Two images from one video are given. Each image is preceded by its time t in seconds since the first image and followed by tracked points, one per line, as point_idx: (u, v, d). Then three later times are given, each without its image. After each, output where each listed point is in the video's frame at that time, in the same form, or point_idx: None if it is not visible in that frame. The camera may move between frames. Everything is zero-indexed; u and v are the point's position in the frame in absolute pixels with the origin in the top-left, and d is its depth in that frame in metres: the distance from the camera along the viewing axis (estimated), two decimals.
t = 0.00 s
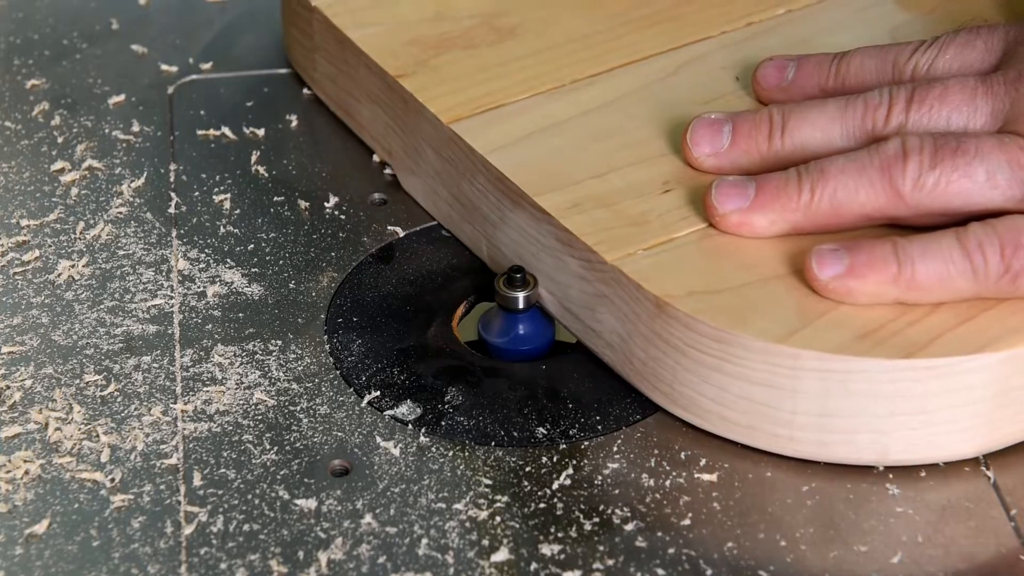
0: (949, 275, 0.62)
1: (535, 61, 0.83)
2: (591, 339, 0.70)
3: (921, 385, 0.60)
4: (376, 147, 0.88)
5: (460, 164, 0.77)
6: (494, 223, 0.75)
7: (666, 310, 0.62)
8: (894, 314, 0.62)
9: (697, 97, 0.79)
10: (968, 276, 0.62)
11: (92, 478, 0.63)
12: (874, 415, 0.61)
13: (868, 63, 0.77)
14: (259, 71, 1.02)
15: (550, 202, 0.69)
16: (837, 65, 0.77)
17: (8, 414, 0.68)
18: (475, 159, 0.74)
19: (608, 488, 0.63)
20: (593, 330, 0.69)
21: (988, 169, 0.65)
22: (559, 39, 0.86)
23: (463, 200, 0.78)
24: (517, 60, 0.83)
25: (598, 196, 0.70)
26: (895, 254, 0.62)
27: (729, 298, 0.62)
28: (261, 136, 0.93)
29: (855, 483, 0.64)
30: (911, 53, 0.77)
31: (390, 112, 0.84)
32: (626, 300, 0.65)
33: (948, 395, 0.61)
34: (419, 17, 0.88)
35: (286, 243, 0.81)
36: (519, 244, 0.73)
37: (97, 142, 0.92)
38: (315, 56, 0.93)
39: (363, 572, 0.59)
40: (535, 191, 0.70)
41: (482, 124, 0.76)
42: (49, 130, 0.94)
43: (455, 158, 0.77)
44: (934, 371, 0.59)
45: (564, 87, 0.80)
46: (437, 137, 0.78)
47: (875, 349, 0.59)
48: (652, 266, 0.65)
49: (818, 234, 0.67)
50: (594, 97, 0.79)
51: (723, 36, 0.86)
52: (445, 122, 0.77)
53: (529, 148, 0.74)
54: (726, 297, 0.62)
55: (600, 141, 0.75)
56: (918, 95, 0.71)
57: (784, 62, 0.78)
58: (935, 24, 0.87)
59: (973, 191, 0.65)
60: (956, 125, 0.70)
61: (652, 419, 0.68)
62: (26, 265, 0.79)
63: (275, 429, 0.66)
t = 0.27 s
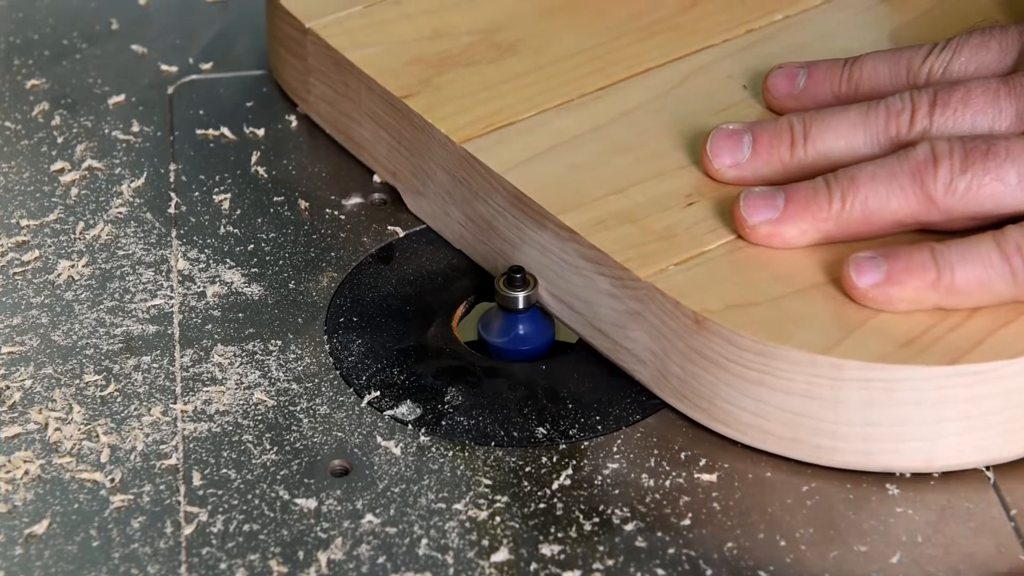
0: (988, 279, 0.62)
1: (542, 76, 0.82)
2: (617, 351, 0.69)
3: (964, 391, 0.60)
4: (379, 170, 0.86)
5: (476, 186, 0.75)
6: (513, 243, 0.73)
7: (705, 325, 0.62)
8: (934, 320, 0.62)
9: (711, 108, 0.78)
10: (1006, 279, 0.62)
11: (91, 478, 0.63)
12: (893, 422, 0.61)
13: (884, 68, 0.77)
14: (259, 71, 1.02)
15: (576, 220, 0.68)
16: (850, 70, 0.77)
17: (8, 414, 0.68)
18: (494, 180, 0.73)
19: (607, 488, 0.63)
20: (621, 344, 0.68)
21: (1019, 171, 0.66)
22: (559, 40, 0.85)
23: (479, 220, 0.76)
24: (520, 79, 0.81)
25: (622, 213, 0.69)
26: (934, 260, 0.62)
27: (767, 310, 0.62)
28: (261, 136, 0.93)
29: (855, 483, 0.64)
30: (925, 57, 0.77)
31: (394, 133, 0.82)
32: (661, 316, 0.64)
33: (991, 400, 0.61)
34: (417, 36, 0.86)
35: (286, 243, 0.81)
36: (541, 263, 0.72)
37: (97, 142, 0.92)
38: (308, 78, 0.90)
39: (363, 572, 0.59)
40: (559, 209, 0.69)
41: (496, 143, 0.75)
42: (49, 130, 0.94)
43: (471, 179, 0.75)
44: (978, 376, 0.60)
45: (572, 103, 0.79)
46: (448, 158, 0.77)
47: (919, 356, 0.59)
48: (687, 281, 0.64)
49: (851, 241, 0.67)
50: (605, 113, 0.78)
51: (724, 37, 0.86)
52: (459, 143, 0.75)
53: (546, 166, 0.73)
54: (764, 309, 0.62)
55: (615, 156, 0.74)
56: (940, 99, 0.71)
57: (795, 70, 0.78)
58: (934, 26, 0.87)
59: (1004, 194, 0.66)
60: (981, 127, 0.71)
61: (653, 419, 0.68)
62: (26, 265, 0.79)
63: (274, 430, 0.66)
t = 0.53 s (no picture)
0: None
1: (550, 88, 0.80)
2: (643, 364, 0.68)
3: (1005, 394, 0.60)
4: (386, 188, 0.84)
5: (493, 203, 0.73)
6: (533, 258, 0.72)
7: (742, 336, 0.61)
8: (970, 323, 0.62)
9: (723, 114, 0.78)
10: None
11: (92, 478, 0.63)
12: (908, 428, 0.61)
13: (897, 70, 0.77)
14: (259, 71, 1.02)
15: (602, 234, 0.67)
16: (864, 73, 0.77)
17: (8, 414, 0.68)
18: (513, 196, 0.71)
19: (608, 488, 0.63)
20: (650, 356, 0.67)
21: None
22: (560, 43, 0.85)
23: (495, 236, 0.74)
24: (528, 94, 0.80)
25: (647, 225, 0.68)
26: (970, 263, 0.62)
27: (803, 320, 0.61)
28: (261, 136, 0.93)
29: (856, 483, 0.64)
30: (938, 59, 0.77)
31: (402, 150, 0.80)
32: (694, 330, 0.63)
33: None
34: (418, 51, 0.85)
35: (287, 243, 0.81)
36: (563, 278, 0.70)
37: (97, 142, 0.92)
38: (306, 97, 0.88)
39: (363, 572, 0.59)
40: (584, 223, 0.68)
41: (512, 159, 0.73)
42: (50, 130, 0.94)
43: (488, 196, 0.73)
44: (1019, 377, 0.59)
45: (583, 115, 0.78)
46: (462, 175, 0.75)
47: (959, 360, 0.59)
48: (720, 292, 0.63)
49: (881, 246, 0.67)
50: (617, 124, 0.77)
51: (724, 39, 0.86)
52: (473, 159, 0.73)
53: (565, 178, 0.72)
54: (800, 319, 0.61)
55: (632, 167, 0.73)
56: (960, 102, 0.71)
57: (806, 76, 0.78)
58: (934, 29, 0.87)
59: None
60: (1003, 128, 0.71)
61: (653, 419, 0.68)
62: (26, 265, 0.79)
63: (275, 430, 0.66)
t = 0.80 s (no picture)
0: None
1: (560, 99, 0.80)
2: (668, 373, 0.68)
3: None
4: (395, 204, 0.83)
5: (511, 217, 0.72)
6: (552, 271, 0.71)
7: (775, 345, 0.61)
8: (1004, 325, 0.62)
9: (734, 122, 0.77)
10: None
11: (92, 478, 0.63)
12: (917, 430, 0.61)
13: (911, 73, 0.77)
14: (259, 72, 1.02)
15: (627, 245, 0.67)
16: (877, 77, 0.76)
17: (8, 414, 0.68)
18: (532, 209, 0.70)
19: (608, 488, 0.63)
20: (677, 366, 0.67)
21: None
22: (562, 44, 0.85)
23: (512, 249, 0.74)
24: (538, 107, 0.79)
25: (671, 234, 0.68)
26: (1002, 265, 0.62)
27: (836, 327, 0.61)
28: (261, 136, 0.93)
29: (856, 483, 0.64)
30: (953, 62, 0.77)
31: (412, 164, 0.79)
32: (727, 340, 0.63)
33: None
34: (422, 65, 0.84)
35: (287, 243, 0.81)
36: (584, 290, 0.70)
37: (97, 142, 0.92)
38: (308, 112, 0.87)
39: (363, 573, 0.59)
40: (607, 235, 0.67)
41: (529, 172, 0.72)
42: (50, 130, 0.94)
43: (506, 210, 0.72)
44: None
45: (596, 125, 0.77)
46: (478, 188, 0.74)
47: (995, 362, 0.59)
48: (750, 300, 0.63)
49: (910, 250, 0.67)
50: (630, 133, 0.76)
51: (724, 40, 0.86)
52: (489, 172, 0.72)
53: (585, 189, 0.71)
54: (832, 326, 0.61)
55: (651, 177, 0.72)
56: (979, 105, 0.71)
57: (819, 80, 0.77)
58: (936, 30, 0.87)
59: None
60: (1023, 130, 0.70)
61: (653, 419, 0.68)
62: (26, 265, 0.79)
63: (275, 430, 0.66)
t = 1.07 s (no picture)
0: None
1: (571, 110, 0.79)
2: (692, 382, 0.67)
3: None
4: (406, 217, 0.81)
5: (529, 229, 0.71)
6: (572, 282, 0.70)
7: (806, 351, 0.60)
8: None
9: (747, 129, 0.77)
10: None
11: (92, 478, 0.63)
12: (921, 432, 0.61)
13: (925, 75, 0.76)
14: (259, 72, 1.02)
15: (649, 254, 0.66)
16: (890, 80, 0.76)
17: (8, 414, 0.68)
18: (551, 220, 0.70)
19: (608, 488, 0.63)
20: (703, 374, 0.67)
21: None
22: (568, 49, 0.85)
23: (529, 260, 0.73)
24: (549, 118, 0.78)
25: (692, 243, 0.67)
26: None
27: (866, 332, 0.61)
28: (262, 136, 0.93)
29: (856, 484, 0.64)
30: (968, 63, 0.76)
31: (424, 177, 0.78)
32: (755, 347, 0.63)
33: None
34: (429, 79, 0.82)
35: (287, 243, 0.81)
36: (605, 300, 0.69)
37: (97, 142, 0.92)
38: (313, 127, 0.85)
39: (363, 573, 0.59)
40: (629, 245, 0.67)
41: (547, 183, 0.72)
42: (50, 130, 0.94)
43: (524, 223, 0.72)
44: None
45: (609, 133, 0.77)
46: (494, 200, 0.73)
47: None
48: (778, 307, 0.63)
49: (935, 254, 0.67)
50: (645, 140, 0.76)
51: (728, 43, 0.85)
52: (506, 184, 0.72)
53: (604, 198, 0.71)
54: (862, 331, 0.61)
55: (669, 185, 0.72)
56: (998, 107, 0.70)
57: (833, 83, 0.77)
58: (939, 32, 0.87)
59: None
60: None
61: (653, 419, 0.68)
62: (26, 265, 0.79)
63: (275, 430, 0.66)
